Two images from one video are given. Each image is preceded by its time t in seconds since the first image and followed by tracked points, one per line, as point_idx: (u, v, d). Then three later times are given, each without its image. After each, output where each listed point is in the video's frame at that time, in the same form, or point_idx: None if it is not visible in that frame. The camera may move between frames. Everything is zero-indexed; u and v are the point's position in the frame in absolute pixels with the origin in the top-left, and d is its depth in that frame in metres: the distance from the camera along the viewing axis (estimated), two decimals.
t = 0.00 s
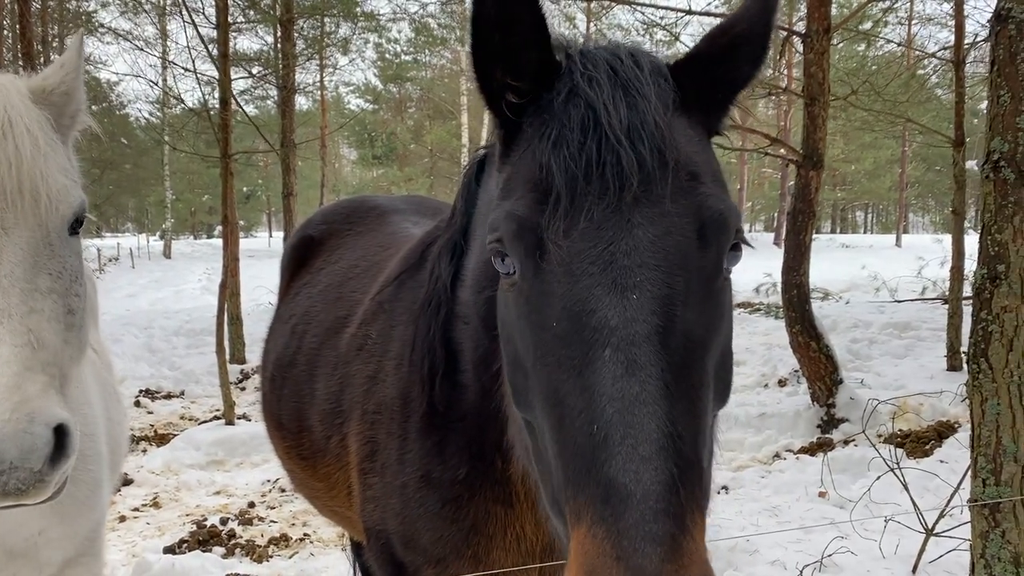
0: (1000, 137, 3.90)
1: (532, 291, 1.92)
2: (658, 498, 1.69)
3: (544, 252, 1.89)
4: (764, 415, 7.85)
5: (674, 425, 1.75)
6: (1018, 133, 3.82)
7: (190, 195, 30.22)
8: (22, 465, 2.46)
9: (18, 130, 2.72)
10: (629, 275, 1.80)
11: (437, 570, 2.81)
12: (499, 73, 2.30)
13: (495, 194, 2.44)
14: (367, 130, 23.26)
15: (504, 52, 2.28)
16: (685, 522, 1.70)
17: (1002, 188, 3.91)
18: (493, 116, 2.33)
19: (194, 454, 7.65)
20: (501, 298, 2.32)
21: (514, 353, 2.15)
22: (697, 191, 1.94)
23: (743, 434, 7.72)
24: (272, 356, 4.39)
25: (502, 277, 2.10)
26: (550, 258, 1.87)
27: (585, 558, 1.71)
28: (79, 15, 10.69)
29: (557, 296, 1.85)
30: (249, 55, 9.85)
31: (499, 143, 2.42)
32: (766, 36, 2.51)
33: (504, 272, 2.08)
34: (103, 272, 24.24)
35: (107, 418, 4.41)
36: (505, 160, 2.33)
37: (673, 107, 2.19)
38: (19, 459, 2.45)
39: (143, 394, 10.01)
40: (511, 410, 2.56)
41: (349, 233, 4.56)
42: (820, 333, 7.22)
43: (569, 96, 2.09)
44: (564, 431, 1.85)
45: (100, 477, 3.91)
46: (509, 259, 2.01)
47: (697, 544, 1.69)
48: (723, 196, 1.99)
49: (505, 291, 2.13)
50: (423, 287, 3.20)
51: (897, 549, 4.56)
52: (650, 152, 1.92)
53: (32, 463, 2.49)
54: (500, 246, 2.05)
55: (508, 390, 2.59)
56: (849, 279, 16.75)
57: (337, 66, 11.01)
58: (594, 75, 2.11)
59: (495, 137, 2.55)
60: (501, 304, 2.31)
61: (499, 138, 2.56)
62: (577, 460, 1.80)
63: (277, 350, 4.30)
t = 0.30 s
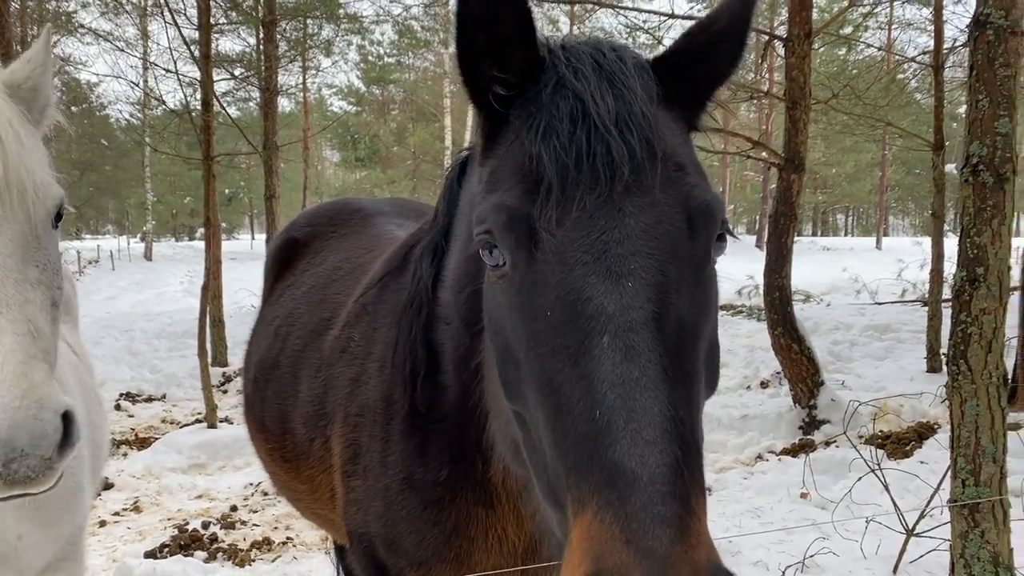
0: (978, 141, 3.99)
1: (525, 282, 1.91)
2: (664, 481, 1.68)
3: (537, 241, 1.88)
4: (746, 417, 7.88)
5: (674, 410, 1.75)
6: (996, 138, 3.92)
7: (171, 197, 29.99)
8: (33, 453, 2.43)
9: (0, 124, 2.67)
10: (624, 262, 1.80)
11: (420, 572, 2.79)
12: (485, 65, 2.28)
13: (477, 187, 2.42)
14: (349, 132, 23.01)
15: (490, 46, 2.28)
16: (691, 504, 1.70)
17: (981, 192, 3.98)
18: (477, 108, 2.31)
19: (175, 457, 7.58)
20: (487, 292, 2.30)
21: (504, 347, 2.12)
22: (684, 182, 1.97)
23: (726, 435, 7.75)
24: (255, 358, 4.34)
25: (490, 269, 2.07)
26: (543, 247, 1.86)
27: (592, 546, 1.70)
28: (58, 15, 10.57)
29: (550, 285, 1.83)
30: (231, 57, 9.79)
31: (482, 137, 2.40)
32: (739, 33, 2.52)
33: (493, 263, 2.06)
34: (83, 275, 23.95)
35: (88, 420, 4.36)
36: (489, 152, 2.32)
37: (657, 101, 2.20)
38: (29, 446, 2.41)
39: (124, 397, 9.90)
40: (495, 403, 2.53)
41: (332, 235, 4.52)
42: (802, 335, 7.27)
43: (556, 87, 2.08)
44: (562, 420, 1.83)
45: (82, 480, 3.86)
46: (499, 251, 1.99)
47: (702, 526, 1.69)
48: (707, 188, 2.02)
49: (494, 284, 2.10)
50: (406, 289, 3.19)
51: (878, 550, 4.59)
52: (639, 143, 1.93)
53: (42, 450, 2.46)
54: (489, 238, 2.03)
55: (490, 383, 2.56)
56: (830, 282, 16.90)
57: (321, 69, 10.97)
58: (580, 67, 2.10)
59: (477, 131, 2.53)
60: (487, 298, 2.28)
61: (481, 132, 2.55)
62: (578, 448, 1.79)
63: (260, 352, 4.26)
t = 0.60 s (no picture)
0: (932, 151, 4.08)
1: (516, 277, 1.80)
2: (675, 472, 1.65)
3: (531, 234, 1.78)
4: (712, 422, 7.95)
5: (673, 405, 1.74)
6: (949, 148, 4.01)
7: (137, 202, 29.55)
8: (23, 433, 1.97)
9: None
10: (619, 259, 1.76)
11: None
12: (461, 54, 2.10)
13: (443, 185, 2.25)
14: (318, 136, 23.37)
15: (469, 33, 2.08)
16: (697, 495, 1.68)
17: (936, 201, 4.08)
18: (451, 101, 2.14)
19: (138, 466, 7.47)
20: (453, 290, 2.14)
21: (480, 349, 1.99)
22: (661, 184, 1.97)
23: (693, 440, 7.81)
24: (217, 366, 4.27)
25: (471, 265, 1.92)
26: (536, 242, 1.77)
27: (604, 545, 1.61)
28: (19, 16, 10.37)
29: (544, 282, 1.76)
30: (197, 61, 9.69)
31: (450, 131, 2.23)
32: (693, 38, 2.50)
33: (473, 258, 1.91)
34: (45, 281, 23.48)
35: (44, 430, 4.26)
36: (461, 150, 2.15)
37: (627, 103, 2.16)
38: (19, 427, 1.96)
39: (85, 406, 9.73)
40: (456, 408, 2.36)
41: (296, 242, 4.46)
42: (766, 340, 7.35)
43: (541, 86, 1.97)
44: (560, 421, 1.75)
45: (37, 491, 3.77)
46: (487, 244, 1.86)
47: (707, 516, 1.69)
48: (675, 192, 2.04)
49: (471, 283, 1.96)
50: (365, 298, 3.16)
51: (839, 552, 4.64)
52: (624, 144, 1.87)
53: (33, 431, 2.00)
54: (473, 232, 1.89)
55: (451, 384, 2.37)
56: (794, 287, 17.15)
57: (288, 73, 10.91)
58: (563, 68, 2.00)
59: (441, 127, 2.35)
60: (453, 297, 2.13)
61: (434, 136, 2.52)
62: (580, 447, 1.71)
63: (222, 361, 4.19)
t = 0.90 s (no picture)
0: (859, 167, 4.16)
1: (527, 245, 1.86)
2: (688, 411, 1.78)
3: (545, 204, 1.85)
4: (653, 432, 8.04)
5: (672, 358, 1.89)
6: (874, 164, 4.11)
7: (72, 211, 28.84)
8: None
9: None
10: (613, 233, 1.90)
11: None
12: (455, 30, 2.02)
13: (415, 164, 2.16)
14: (263, 144, 23.07)
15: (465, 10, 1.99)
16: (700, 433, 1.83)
17: (861, 215, 4.17)
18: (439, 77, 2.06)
19: (68, 484, 7.26)
20: (428, 272, 2.09)
21: (475, 321, 1.97)
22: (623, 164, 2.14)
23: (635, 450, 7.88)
24: (142, 382, 4.19)
25: (472, 237, 1.92)
26: (548, 214, 1.85)
27: (641, 482, 1.67)
28: None
29: (556, 250, 1.83)
30: (136, 68, 9.49)
31: (430, 108, 2.13)
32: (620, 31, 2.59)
33: (475, 230, 1.91)
34: None
35: None
36: (446, 127, 2.08)
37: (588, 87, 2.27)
38: None
39: (13, 422, 9.42)
40: (421, 391, 2.28)
41: (226, 255, 4.39)
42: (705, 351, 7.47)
43: (533, 66, 1.98)
44: (579, 378, 1.79)
45: None
46: (498, 213, 1.88)
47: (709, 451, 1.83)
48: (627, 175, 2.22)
49: (467, 257, 1.94)
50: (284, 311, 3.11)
51: (773, 560, 4.69)
52: (603, 128, 2.01)
53: None
54: (480, 203, 1.89)
55: (407, 367, 2.27)
56: (735, 298, 17.48)
57: (230, 83, 10.76)
58: (544, 51, 2.04)
59: (410, 102, 2.24)
60: (430, 277, 2.08)
61: (363, 145, 2.52)
62: (601, 399, 1.76)
63: (146, 377, 4.11)
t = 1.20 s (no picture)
0: (777, 185, 4.25)
1: (526, 240, 1.97)
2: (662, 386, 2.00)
3: (541, 202, 1.98)
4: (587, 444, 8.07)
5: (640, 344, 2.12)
6: (791, 184, 4.20)
7: None
8: None
9: None
10: (587, 233, 2.10)
11: None
12: (452, 30, 1.99)
13: (394, 165, 2.09)
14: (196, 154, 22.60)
15: (465, 15, 1.99)
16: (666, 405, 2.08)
17: (779, 231, 4.25)
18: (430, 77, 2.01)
19: None
20: (407, 270, 2.04)
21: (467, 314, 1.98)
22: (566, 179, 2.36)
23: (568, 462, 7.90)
24: (48, 404, 4.03)
25: (470, 234, 1.98)
26: (542, 211, 1.98)
27: (640, 446, 1.82)
28: None
29: (550, 245, 1.97)
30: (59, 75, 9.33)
31: (418, 109, 2.08)
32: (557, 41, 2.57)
33: (473, 228, 1.98)
34: None
35: None
36: (433, 129, 2.06)
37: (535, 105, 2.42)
38: None
39: None
40: (381, 394, 2.19)
41: (139, 271, 4.27)
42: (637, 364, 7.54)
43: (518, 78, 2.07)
44: (574, 360, 1.91)
45: None
46: (501, 209, 1.96)
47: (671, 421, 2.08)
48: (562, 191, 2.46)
49: (463, 254, 1.98)
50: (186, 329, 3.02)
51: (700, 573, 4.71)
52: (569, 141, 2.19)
53: None
54: (483, 201, 1.96)
55: (371, 368, 2.13)
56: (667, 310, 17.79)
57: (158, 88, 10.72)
58: (522, 65, 2.13)
59: (384, 100, 2.16)
60: (410, 275, 2.04)
61: (289, 157, 2.42)
62: (597, 377, 1.89)
63: (52, 400, 3.97)
